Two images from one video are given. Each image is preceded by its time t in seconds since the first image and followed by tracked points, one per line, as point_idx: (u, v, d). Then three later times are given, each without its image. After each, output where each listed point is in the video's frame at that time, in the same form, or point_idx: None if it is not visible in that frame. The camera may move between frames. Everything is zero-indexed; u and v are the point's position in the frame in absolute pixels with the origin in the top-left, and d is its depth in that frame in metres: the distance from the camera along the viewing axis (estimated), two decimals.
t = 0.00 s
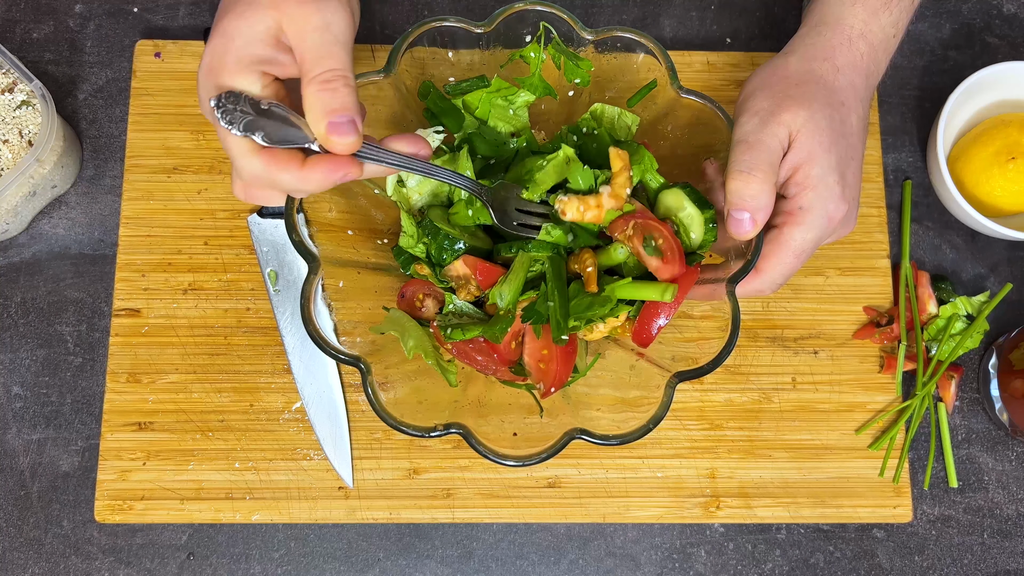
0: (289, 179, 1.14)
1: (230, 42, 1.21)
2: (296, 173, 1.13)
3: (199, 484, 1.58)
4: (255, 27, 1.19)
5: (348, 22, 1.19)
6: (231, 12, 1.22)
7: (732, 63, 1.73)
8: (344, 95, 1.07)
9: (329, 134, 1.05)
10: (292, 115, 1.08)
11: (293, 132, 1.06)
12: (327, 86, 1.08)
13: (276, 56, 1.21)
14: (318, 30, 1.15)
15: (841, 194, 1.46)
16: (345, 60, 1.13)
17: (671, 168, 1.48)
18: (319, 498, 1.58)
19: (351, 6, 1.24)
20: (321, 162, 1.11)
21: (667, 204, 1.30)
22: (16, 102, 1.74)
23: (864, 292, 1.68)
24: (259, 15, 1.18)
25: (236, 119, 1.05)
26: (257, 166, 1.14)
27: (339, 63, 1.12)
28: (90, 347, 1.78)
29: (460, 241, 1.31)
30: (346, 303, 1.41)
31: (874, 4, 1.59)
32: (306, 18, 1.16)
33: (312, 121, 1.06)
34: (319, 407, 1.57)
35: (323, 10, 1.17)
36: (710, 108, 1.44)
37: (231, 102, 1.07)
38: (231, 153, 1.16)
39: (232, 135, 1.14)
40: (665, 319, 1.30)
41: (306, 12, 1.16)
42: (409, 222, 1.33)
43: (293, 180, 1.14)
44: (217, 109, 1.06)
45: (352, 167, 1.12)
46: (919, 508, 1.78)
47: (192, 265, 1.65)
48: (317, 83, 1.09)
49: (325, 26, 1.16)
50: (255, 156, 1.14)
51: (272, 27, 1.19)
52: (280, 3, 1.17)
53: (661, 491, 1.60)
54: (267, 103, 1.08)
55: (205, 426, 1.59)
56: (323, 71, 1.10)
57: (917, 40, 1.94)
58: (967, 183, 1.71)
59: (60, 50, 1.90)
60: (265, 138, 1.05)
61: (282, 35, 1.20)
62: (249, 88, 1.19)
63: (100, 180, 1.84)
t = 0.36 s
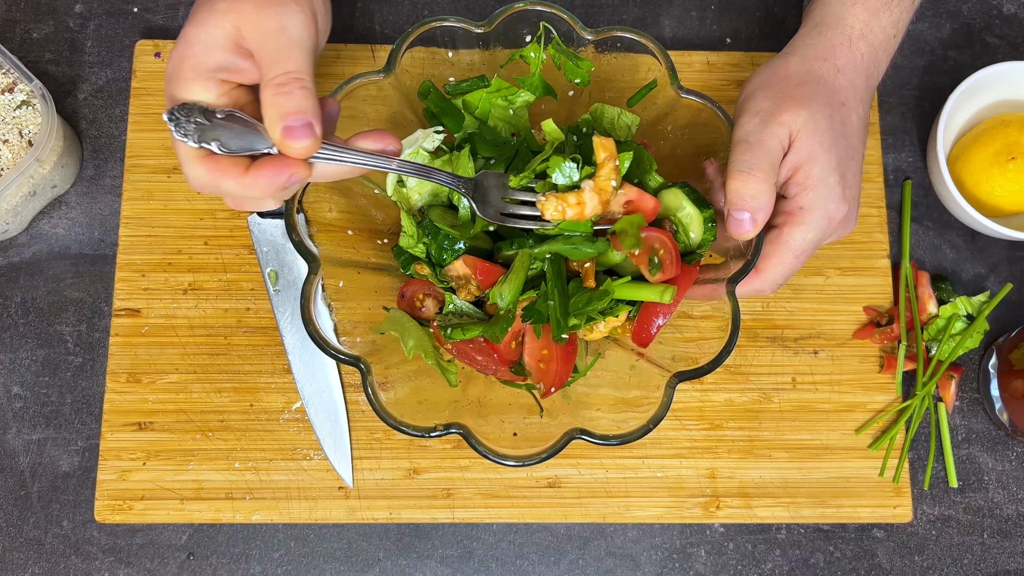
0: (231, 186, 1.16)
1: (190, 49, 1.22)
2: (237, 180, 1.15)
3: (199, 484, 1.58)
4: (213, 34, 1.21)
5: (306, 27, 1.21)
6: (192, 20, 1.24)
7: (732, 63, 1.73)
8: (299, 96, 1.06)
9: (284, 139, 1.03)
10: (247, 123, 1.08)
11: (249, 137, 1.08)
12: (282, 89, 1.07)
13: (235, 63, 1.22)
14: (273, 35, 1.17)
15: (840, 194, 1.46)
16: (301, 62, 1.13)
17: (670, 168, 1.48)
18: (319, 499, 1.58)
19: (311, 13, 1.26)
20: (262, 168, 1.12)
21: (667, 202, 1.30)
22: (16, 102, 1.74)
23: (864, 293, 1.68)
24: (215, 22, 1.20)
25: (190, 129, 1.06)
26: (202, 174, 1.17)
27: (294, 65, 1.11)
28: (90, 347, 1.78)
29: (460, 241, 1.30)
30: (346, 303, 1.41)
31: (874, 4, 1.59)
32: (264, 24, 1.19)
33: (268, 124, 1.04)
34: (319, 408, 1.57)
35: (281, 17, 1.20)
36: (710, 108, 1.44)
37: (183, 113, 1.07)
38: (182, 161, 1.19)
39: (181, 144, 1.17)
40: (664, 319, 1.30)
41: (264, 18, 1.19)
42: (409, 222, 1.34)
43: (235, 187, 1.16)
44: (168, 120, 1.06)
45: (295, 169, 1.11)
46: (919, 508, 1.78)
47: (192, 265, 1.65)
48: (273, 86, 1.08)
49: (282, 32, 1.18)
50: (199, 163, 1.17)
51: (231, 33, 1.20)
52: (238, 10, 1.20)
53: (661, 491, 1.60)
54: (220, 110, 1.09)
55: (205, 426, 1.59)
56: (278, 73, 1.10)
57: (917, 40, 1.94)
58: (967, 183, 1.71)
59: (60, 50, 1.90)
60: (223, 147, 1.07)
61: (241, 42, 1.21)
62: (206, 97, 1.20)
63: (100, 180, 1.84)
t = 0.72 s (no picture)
0: (195, 158, 1.06)
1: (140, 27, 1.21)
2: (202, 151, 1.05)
3: (199, 484, 1.58)
4: (168, 12, 1.20)
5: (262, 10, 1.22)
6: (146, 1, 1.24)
7: (732, 63, 1.73)
8: (250, 73, 1.05)
9: (235, 115, 1.01)
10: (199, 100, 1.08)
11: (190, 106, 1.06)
12: (232, 64, 1.06)
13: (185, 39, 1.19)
14: (229, 15, 1.17)
15: (840, 193, 1.46)
16: (252, 39, 1.12)
17: (671, 168, 1.48)
18: (319, 499, 1.58)
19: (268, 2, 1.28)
20: (235, 144, 1.04)
21: (667, 202, 1.30)
22: (16, 102, 1.74)
23: (865, 292, 1.68)
24: None
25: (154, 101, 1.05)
26: (162, 143, 1.06)
27: (246, 43, 1.11)
28: (90, 347, 1.78)
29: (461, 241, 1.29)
30: (346, 303, 1.41)
31: (875, 5, 1.59)
32: (219, 5, 1.19)
33: (218, 102, 1.03)
34: (319, 408, 1.57)
35: None
36: (710, 108, 1.44)
37: (133, 72, 1.11)
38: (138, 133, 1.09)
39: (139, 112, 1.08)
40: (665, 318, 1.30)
41: None
42: (408, 222, 1.32)
43: (200, 159, 1.05)
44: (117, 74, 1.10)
45: (266, 158, 1.05)
46: (919, 508, 1.78)
47: (192, 265, 1.65)
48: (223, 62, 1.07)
49: (236, 11, 1.18)
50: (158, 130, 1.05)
51: (184, 13, 1.20)
52: None
53: (662, 491, 1.60)
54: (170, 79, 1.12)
55: (205, 426, 1.59)
56: (229, 49, 1.09)
57: (917, 40, 1.94)
58: (967, 183, 1.71)
59: (60, 50, 1.90)
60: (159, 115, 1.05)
61: (194, 23, 1.20)
62: (157, 65, 1.14)
63: (100, 180, 1.84)
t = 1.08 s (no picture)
0: (218, 176, 1.04)
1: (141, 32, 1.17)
2: (228, 168, 1.03)
3: (199, 484, 1.58)
4: (170, 21, 1.16)
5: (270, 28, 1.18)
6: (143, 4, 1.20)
7: (732, 63, 1.73)
8: (261, 96, 1.02)
9: (246, 138, 0.97)
10: (202, 112, 0.97)
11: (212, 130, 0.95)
12: (245, 85, 1.03)
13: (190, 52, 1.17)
14: (237, 26, 1.14)
15: (839, 194, 1.46)
16: (263, 55, 1.09)
17: (671, 168, 1.48)
18: (319, 499, 1.58)
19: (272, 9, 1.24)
20: (261, 161, 1.03)
21: (667, 202, 1.30)
22: (16, 102, 1.74)
23: (865, 292, 1.68)
24: (170, 7, 1.16)
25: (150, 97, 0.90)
26: (182, 157, 1.04)
27: (257, 60, 1.08)
28: (90, 347, 1.78)
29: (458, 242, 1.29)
30: (346, 303, 1.41)
31: (875, 5, 1.59)
32: (227, 18, 1.15)
33: (229, 124, 0.99)
34: (319, 408, 1.57)
35: (244, 11, 1.17)
36: (710, 108, 1.44)
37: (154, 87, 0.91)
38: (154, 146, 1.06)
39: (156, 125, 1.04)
40: (665, 317, 1.29)
41: (226, 7, 1.16)
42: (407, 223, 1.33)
43: (223, 177, 1.03)
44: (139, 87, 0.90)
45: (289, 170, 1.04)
46: (919, 508, 1.78)
47: (192, 265, 1.65)
48: (233, 79, 1.04)
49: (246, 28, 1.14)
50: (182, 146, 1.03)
51: (189, 22, 1.16)
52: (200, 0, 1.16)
53: (661, 491, 1.60)
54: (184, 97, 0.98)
55: (205, 426, 1.59)
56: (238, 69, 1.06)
57: (917, 40, 1.94)
58: (967, 183, 1.71)
59: (60, 50, 1.90)
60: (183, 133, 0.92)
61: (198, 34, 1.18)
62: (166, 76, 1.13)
63: (100, 180, 1.84)
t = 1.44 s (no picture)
0: (151, 131, 0.89)
1: None
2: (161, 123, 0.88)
3: (199, 484, 1.58)
4: None
5: None
6: None
7: (732, 63, 1.73)
8: (212, 36, 0.86)
9: (184, 87, 0.84)
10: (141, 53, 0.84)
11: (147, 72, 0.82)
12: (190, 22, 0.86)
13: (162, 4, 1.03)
14: None
15: (839, 193, 1.46)
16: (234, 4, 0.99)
17: (671, 168, 1.48)
18: (319, 499, 1.58)
19: None
20: (193, 117, 0.89)
21: (667, 202, 1.30)
22: (17, 102, 1.74)
23: (865, 292, 1.68)
24: None
25: (77, 33, 0.79)
26: (108, 105, 0.87)
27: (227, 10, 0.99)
28: (90, 347, 1.78)
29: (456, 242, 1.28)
30: (346, 303, 1.41)
31: (875, 5, 1.59)
32: None
33: (167, 67, 0.85)
34: (319, 408, 1.57)
35: None
36: (710, 108, 1.44)
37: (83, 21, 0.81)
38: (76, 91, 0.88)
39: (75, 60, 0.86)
40: (665, 318, 1.29)
41: None
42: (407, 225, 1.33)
43: (157, 133, 0.89)
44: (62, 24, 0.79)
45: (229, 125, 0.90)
46: (919, 508, 1.78)
47: (192, 265, 1.65)
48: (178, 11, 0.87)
49: None
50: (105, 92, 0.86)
51: None
52: None
53: (662, 491, 1.60)
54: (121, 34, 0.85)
55: (205, 426, 1.59)
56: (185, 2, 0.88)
57: (917, 40, 1.94)
58: (967, 183, 1.71)
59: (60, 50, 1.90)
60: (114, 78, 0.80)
61: None
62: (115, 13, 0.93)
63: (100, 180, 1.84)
